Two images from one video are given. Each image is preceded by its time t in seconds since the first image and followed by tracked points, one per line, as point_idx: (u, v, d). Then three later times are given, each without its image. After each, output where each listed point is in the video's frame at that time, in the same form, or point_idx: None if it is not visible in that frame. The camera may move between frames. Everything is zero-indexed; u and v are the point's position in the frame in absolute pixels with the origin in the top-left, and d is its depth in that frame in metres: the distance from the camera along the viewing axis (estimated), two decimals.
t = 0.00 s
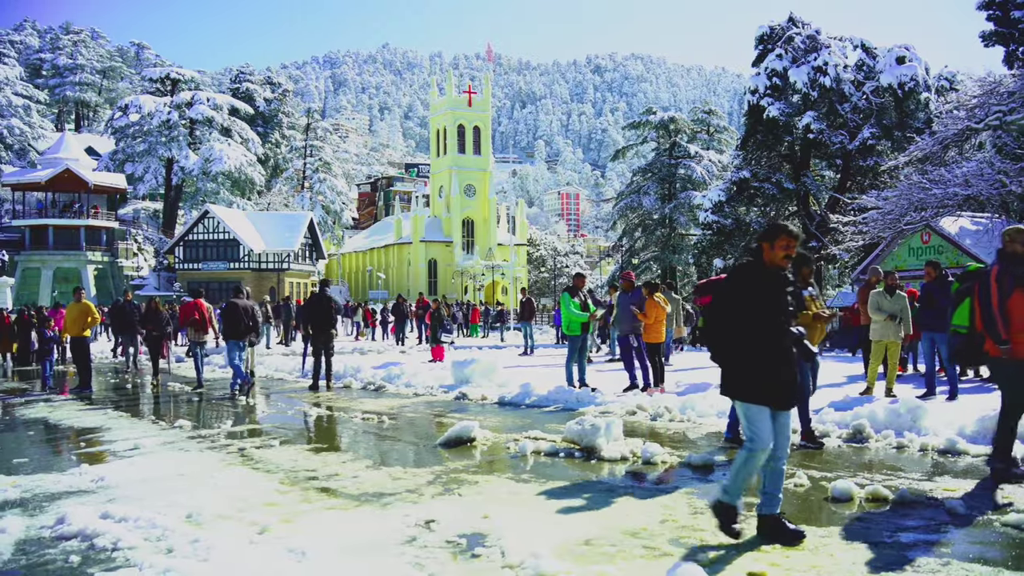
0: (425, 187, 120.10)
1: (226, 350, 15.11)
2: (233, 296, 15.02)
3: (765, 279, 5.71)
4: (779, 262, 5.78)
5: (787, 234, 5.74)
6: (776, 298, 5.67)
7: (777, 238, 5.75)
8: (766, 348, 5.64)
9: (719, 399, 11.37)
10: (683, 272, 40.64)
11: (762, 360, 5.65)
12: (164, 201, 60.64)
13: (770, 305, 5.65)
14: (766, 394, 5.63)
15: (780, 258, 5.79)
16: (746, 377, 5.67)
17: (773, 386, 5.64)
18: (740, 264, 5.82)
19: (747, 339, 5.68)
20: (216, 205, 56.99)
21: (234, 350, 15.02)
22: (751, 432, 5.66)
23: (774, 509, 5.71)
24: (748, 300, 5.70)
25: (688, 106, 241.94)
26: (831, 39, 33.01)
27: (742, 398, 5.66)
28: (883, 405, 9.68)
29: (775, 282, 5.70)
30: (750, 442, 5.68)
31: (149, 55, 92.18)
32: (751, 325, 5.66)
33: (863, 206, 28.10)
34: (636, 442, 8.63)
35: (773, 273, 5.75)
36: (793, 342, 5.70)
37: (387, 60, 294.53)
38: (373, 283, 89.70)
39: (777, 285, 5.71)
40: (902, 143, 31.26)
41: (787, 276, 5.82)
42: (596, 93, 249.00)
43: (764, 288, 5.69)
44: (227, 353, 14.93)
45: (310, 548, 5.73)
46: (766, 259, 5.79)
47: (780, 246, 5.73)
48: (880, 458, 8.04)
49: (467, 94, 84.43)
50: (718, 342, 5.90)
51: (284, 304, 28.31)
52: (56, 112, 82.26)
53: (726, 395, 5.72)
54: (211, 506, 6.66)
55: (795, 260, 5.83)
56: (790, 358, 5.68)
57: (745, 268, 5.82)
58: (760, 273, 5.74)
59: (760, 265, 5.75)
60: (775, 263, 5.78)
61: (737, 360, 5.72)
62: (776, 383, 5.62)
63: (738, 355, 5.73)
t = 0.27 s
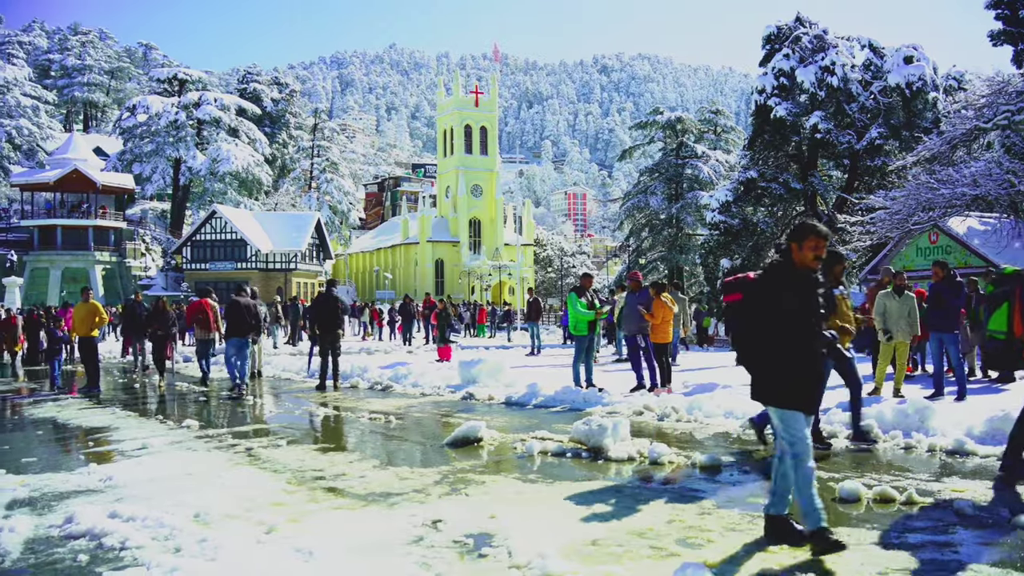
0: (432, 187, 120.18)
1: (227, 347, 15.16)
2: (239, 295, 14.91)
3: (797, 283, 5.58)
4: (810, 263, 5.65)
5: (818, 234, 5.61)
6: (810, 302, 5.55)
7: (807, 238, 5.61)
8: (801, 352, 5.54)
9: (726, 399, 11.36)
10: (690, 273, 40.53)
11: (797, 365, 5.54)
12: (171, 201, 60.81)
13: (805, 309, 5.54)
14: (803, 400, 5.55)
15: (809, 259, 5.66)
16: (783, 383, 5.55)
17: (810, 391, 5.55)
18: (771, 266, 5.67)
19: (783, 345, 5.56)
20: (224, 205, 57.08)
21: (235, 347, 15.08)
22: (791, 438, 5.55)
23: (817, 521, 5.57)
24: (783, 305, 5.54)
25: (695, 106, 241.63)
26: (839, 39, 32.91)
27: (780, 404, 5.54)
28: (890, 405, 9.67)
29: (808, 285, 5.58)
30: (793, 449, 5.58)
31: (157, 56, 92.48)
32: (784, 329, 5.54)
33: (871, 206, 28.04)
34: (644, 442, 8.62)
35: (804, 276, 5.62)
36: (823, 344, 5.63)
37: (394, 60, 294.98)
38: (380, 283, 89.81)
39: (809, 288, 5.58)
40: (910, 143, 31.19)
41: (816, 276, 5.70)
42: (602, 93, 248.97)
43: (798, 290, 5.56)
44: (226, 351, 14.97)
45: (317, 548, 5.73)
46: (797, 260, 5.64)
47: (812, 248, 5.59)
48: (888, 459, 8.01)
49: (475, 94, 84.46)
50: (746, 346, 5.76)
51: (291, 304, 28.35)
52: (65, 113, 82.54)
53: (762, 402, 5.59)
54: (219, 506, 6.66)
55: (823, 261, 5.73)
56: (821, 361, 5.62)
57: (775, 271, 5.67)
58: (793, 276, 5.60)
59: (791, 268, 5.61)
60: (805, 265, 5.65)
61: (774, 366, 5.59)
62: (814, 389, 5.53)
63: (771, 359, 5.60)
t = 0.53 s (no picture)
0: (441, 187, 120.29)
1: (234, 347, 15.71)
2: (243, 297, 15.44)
3: (833, 285, 5.23)
4: (845, 265, 5.29)
5: (853, 235, 5.27)
6: (846, 304, 5.18)
7: (842, 238, 5.29)
8: (840, 355, 5.14)
9: (734, 399, 11.35)
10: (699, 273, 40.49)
11: (837, 369, 5.14)
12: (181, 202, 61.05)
13: (842, 313, 5.16)
14: (848, 408, 5.12)
15: (846, 260, 5.29)
16: (823, 393, 5.17)
17: (854, 396, 5.12)
18: (801, 271, 5.35)
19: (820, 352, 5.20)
20: (233, 206, 57.22)
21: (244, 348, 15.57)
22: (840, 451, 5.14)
23: (858, 536, 5.09)
24: (815, 310, 5.21)
25: (704, 105, 241.43)
26: (848, 38, 32.79)
27: (819, 415, 5.18)
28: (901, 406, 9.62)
29: (843, 288, 5.22)
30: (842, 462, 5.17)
31: (167, 57, 92.78)
32: (820, 332, 5.18)
33: (881, 206, 27.97)
34: (652, 442, 8.61)
35: (840, 277, 5.26)
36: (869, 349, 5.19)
37: (403, 60, 295.60)
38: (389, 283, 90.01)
39: (846, 289, 5.22)
40: (920, 142, 31.08)
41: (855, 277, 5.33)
42: (611, 93, 249.24)
43: (832, 291, 5.21)
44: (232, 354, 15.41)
45: (326, 547, 5.74)
46: (829, 263, 5.30)
47: (845, 247, 5.24)
48: (897, 459, 7.98)
49: (483, 95, 84.52)
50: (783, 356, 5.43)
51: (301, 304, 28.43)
52: (75, 114, 82.90)
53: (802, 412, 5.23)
54: (228, 505, 6.67)
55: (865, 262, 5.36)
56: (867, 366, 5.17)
57: (807, 276, 5.34)
58: (825, 278, 5.25)
59: (823, 268, 5.28)
60: (841, 265, 5.30)
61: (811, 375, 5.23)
62: (855, 395, 5.11)
63: (809, 366, 5.24)
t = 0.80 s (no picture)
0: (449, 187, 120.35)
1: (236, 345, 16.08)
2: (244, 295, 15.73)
3: (868, 279, 5.13)
4: (882, 256, 5.18)
5: (890, 226, 5.15)
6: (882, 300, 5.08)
7: (877, 229, 5.18)
8: (877, 350, 5.06)
9: (743, 400, 11.34)
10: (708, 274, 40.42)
11: (873, 365, 5.06)
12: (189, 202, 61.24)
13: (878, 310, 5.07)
14: (883, 406, 5.04)
15: (883, 252, 5.18)
16: (853, 391, 5.10)
17: (891, 393, 5.04)
18: (837, 262, 5.25)
19: (851, 349, 5.12)
20: (242, 206, 57.32)
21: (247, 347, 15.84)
22: (865, 451, 5.08)
23: (868, 539, 5.12)
24: (849, 304, 5.12)
25: (713, 105, 241.09)
26: (858, 38, 32.68)
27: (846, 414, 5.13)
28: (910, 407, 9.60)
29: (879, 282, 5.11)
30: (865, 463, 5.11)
31: (176, 58, 93.09)
32: (856, 328, 5.08)
33: (891, 206, 27.87)
34: (661, 443, 8.60)
35: (876, 270, 5.15)
36: (906, 345, 5.13)
37: (411, 60, 296.01)
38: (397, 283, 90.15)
39: (882, 284, 5.11)
40: (930, 142, 30.94)
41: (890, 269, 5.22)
42: (620, 93, 249.04)
43: (868, 286, 5.11)
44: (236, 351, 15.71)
45: (334, 547, 5.75)
46: (864, 254, 5.19)
47: (883, 238, 5.13)
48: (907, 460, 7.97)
49: (492, 95, 84.54)
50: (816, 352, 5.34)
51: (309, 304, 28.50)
52: (85, 114, 83.24)
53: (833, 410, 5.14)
54: (237, 505, 6.69)
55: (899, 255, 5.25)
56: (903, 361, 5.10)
57: (843, 267, 5.24)
58: (862, 271, 5.15)
59: (858, 259, 5.19)
60: (877, 257, 5.18)
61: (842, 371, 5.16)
62: (890, 393, 5.03)
63: (843, 362, 5.16)
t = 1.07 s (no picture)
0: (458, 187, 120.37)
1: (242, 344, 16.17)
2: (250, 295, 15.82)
3: (903, 279, 5.01)
4: (918, 255, 5.08)
5: (928, 227, 5.04)
6: (915, 300, 4.97)
7: (915, 228, 5.11)
8: (908, 352, 4.96)
9: (752, 400, 11.32)
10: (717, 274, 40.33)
11: (902, 367, 4.97)
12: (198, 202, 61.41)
13: (911, 312, 4.96)
14: (909, 407, 4.97)
15: (921, 253, 5.07)
16: (877, 392, 5.03)
17: (912, 395, 4.98)
18: (872, 261, 5.14)
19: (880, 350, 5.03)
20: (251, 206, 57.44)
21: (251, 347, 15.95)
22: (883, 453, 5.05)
23: (877, 540, 5.11)
24: (882, 304, 5.02)
25: (722, 104, 240.48)
26: (867, 37, 32.58)
27: (869, 414, 5.06)
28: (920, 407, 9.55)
29: (914, 283, 5.00)
30: (879, 466, 5.10)
31: (186, 58, 93.33)
32: (887, 328, 4.99)
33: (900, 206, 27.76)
34: (670, 443, 8.58)
35: (910, 270, 5.05)
36: (936, 349, 5.03)
37: (420, 61, 296.28)
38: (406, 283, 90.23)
39: (918, 285, 5.00)
40: (940, 141, 30.77)
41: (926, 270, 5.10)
42: (628, 93, 248.70)
43: (902, 286, 4.99)
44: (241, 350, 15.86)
45: (343, 546, 5.76)
46: (901, 253, 5.09)
47: (920, 238, 5.05)
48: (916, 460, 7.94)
49: (500, 95, 84.54)
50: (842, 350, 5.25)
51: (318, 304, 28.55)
52: (95, 115, 83.52)
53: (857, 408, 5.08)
54: (246, 504, 6.71)
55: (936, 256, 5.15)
56: (934, 366, 5.02)
57: (879, 265, 5.14)
58: (897, 271, 5.03)
59: (893, 259, 5.09)
60: (913, 257, 5.09)
61: (869, 371, 5.08)
62: (914, 395, 4.97)
63: (870, 361, 5.07)
